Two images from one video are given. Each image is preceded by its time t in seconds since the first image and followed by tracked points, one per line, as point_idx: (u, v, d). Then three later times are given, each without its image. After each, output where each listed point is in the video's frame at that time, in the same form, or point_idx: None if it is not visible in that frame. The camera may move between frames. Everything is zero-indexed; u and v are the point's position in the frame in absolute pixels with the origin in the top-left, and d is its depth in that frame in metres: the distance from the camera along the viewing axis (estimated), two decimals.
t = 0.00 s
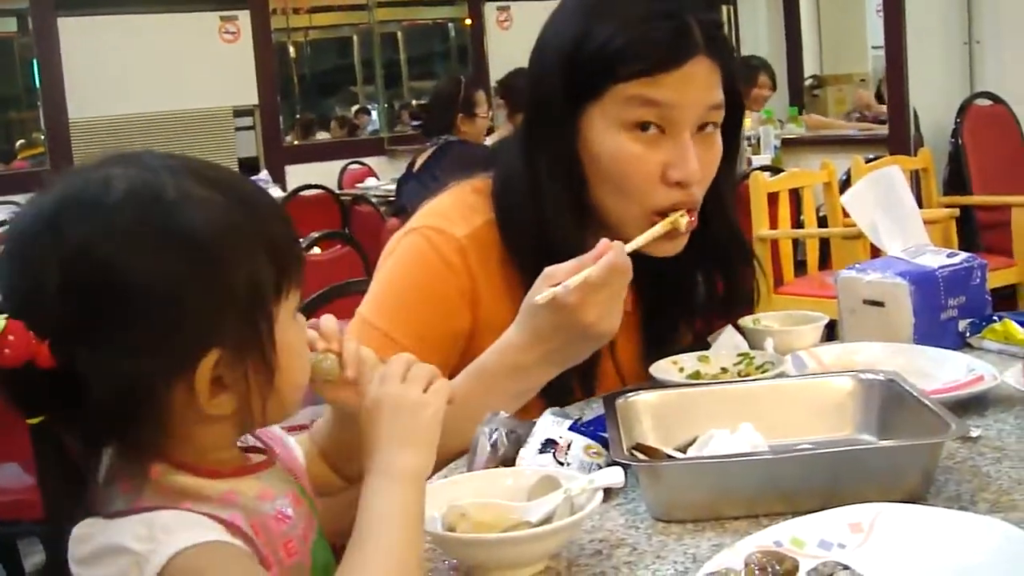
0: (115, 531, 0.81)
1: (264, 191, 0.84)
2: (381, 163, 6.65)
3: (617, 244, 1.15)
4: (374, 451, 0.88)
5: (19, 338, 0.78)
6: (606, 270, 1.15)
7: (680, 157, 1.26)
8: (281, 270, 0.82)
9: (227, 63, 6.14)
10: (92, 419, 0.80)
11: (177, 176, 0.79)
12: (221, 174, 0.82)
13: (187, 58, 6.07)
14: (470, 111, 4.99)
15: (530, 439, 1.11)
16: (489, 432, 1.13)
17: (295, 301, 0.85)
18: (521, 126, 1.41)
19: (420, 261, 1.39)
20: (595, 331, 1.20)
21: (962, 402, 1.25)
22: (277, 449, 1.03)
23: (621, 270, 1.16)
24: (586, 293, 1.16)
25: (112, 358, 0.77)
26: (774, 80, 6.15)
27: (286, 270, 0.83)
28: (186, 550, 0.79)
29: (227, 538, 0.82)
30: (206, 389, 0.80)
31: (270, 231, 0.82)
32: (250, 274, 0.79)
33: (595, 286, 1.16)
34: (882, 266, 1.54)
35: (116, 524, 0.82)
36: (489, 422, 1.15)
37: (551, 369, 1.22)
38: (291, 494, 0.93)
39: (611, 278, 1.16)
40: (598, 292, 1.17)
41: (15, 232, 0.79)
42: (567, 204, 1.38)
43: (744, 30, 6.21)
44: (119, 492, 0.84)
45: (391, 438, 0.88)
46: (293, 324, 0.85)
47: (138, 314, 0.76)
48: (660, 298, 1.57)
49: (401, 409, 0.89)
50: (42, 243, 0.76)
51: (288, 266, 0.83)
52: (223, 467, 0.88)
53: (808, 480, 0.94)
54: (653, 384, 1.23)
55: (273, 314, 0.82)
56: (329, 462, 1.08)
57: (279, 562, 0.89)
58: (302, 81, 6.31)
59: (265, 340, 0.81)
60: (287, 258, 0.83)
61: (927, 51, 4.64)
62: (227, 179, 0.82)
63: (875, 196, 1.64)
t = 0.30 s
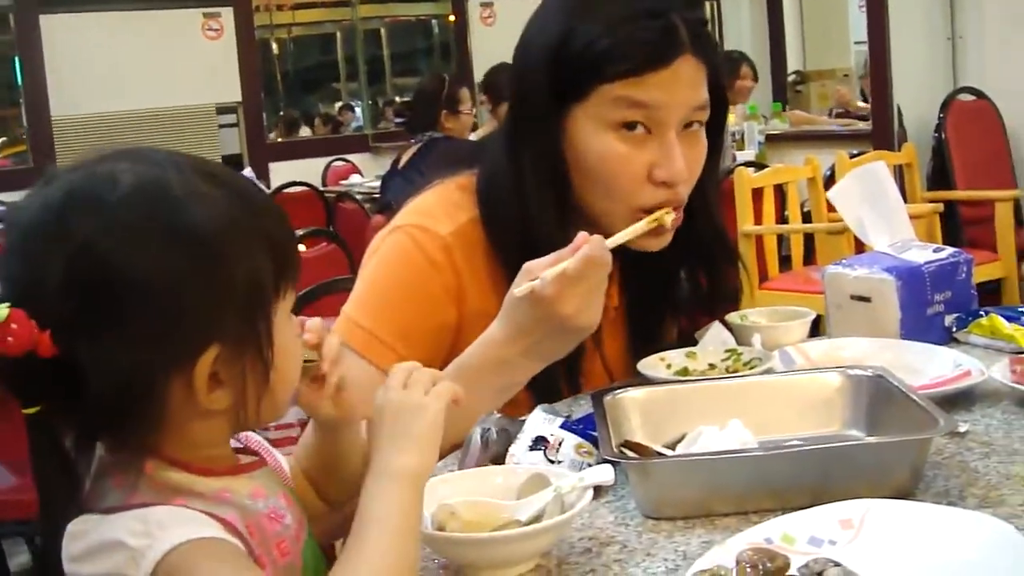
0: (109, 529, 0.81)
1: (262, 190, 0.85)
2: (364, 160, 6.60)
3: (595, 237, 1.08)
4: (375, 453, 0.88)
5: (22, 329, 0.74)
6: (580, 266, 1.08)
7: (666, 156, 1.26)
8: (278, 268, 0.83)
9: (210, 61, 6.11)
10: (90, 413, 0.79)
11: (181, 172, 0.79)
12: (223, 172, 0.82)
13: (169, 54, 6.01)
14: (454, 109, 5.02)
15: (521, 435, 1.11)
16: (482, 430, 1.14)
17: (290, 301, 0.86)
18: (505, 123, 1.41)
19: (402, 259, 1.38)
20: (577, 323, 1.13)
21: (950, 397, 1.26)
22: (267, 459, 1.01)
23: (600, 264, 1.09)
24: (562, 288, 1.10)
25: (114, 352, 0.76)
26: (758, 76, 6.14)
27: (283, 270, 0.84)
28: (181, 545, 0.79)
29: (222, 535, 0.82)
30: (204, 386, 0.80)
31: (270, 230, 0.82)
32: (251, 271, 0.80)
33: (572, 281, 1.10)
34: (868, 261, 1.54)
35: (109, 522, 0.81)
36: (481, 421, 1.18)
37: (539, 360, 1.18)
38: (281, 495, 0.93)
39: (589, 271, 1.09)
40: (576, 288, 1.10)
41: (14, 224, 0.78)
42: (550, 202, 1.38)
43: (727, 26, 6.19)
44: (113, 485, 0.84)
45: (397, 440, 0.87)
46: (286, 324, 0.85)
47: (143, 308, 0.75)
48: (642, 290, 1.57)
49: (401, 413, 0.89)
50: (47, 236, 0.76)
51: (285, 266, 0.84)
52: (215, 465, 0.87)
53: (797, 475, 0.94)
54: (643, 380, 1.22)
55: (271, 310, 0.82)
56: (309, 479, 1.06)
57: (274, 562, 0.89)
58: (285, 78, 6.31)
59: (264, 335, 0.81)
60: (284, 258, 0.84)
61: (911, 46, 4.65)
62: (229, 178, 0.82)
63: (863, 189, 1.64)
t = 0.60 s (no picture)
0: (111, 530, 0.80)
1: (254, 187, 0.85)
2: (349, 159, 6.57)
3: (579, 232, 1.09)
4: (382, 451, 0.88)
5: (21, 321, 0.74)
6: (564, 260, 1.08)
7: (653, 153, 1.26)
8: (276, 264, 0.83)
9: (194, 59, 6.03)
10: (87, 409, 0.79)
11: (177, 168, 0.79)
12: (218, 170, 0.82)
13: (151, 53, 5.94)
14: (437, 106, 5.00)
15: (511, 434, 1.10)
16: (471, 429, 1.14)
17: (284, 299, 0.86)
18: (490, 122, 1.40)
19: (389, 259, 1.37)
20: (563, 321, 1.13)
21: (939, 390, 1.26)
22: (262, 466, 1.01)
23: (586, 257, 1.09)
24: (547, 284, 1.10)
25: (114, 347, 0.76)
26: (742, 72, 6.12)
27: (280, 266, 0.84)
28: (183, 546, 0.78)
29: (224, 535, 0.81)
30: (202, 381, 0.80)
31: (266, 226, 0.82)
32: (251, 267, 0.80)
33: (557, 277, 1.10)
34: (855, 256, 1.54)
35: (111, 523, 0.81)
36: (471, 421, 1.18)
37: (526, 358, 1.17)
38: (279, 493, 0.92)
39: (575, 267, 1.10)
40: (563, 283, 1.10)
41: (7, 221, 0.77)
42: (535, 202, 1.38)
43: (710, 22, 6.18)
44: (113, 481, 0.83)
45: (402, 439, 0.87)
46: (282, 323, 0.85)
47: (143, 303, 0.75)
48: (627, 287, 1.56)
49: (410, 410, 0.89)
50: (45, 232, 0.75)
51: (281, 262, 0.84)
52: (214, 464, 0.87)
53: (788, 471, 0.94)
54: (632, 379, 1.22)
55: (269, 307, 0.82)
56: (295, 487, 1.06)
57: (274, 561, 0.88)
58: (268, 76, 6.26)
59: (260, 325, 0.81)
60: (279, 255, 0.84)
61: (892, 40, 4.66)
62: (224, 174, 0.82)
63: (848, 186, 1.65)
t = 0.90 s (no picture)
0: (86, 530, 0.79)
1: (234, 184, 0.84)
2: (326, 155, 6.52)
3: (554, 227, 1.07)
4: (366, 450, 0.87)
5: None
6: (538, 256, 1.07)
7: (630, 156, 1.27)
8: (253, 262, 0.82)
9: (168, 56, 5.94)
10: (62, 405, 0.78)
11: (154, 163, 0.78)
12: (197, 166, 0.82)
13: (124, 49, 5.87)
14: (414, 102, 4.99)
15: (492, 431, 1.10)
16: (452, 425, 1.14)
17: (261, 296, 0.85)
18: (467, 121, 1.40)
19: (365, 257, 1.36)
20: (540, 317, 1.12)
21: (919, 385, 1.26)
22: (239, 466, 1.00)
23: (561, 254, 1.08)
24: (521, 279, 1.09)
25: (92, 343, 0.75)
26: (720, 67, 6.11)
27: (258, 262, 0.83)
28: (162, 545, 0.77)
29: (201, 532, 0.81)
30: (177, 378, 0.79)
31: (244, 223, 0.82)
32: (229, 264, 0.79)
33: (532, 273, 1.09)
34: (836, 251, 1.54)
35: (86, 523, 0.80)
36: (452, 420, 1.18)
37: (506, 351, 1.16)
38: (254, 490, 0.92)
39: (550, 264, 1.09)
40: (537, 280, 1.10)
41: None
42: (514, 204, 1.37)
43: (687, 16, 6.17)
44: (87, 482, 0.82)
45: (385, 438, 0.87)
46: (258, 321, 0.84)
47: (120, 299, 0.74)
48: (606, 283, 1.56)
49: (390, 409, 0.89)
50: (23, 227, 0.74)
51: (258, 259, 0.83)
52: (189, 462, 0.86)
53: (769, 466, 0.94)
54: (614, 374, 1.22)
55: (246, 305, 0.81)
56: (273, 488, 1.06)
57: (252, 559, 0.88)
58: (245, 74, 6.14)
59: (238, 322, 0.81)
60: (258, 252, 0.83)
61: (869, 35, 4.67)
62: (202, 170, 0.81)
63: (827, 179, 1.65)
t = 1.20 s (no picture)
0: (12, 540, 0.77)
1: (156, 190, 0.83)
2: (254, 157, 6.40)
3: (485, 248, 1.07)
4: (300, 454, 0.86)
5: None
6: (470, 274, 1.07)
7: (556, 156, 1.27)
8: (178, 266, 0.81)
9: (89, 57, 5.78)
10: None
11: (77, 166, 0.77)
12: (118, 170, 0.80)
13: (45, 52, 5.74)
14: (341, 102, 4.96)
15: (424, 435, 1.10)
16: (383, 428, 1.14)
17: (186, 301, 0.83)
18: (390, 123, 1.38)
19: (287, 260, 1.35)
20: (466, 337, 1.11)
21: (847, 376, 1.27)
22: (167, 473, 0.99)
23: (488, 273, 1.07)
24: (450, 298, 1.08)
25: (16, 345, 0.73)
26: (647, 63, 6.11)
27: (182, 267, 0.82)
28: (96, 550, 0.76)
29: (132, 536, 0.80)
30: (103, 384, 0.77)
31: (170, 227, 0.80)
32: (155, 268, 0.78)
33: (462, 291, 1.08)
34: (763, 245, 1.55)
35: (12, 533, 0.77)
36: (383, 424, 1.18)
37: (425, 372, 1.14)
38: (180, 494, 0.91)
39: (480, 282, 1.08)
40: (464, 300, 1.09)
41: None
42: (440, 208, 1.36)
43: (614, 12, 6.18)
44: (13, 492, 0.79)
45: (318, 442, 0.86)
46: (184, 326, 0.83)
47: (45, 301, 0.73)
48: (537, 286, 1.55)
49: (326, 411, 0.88)
50: None
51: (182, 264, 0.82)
52: (116, 469, 0.84)
53: (701, 463, 0.94)
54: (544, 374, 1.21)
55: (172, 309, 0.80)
56: (198, 494, 1.05)
57: (182, 560, 0.88)
58: (171, 74, 5.99)
59: (164, 326, 0.79)
60: (183, 257, 0.82)
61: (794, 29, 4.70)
62: (125, 174, 0.80)
63: (754, 175, 1.65)
